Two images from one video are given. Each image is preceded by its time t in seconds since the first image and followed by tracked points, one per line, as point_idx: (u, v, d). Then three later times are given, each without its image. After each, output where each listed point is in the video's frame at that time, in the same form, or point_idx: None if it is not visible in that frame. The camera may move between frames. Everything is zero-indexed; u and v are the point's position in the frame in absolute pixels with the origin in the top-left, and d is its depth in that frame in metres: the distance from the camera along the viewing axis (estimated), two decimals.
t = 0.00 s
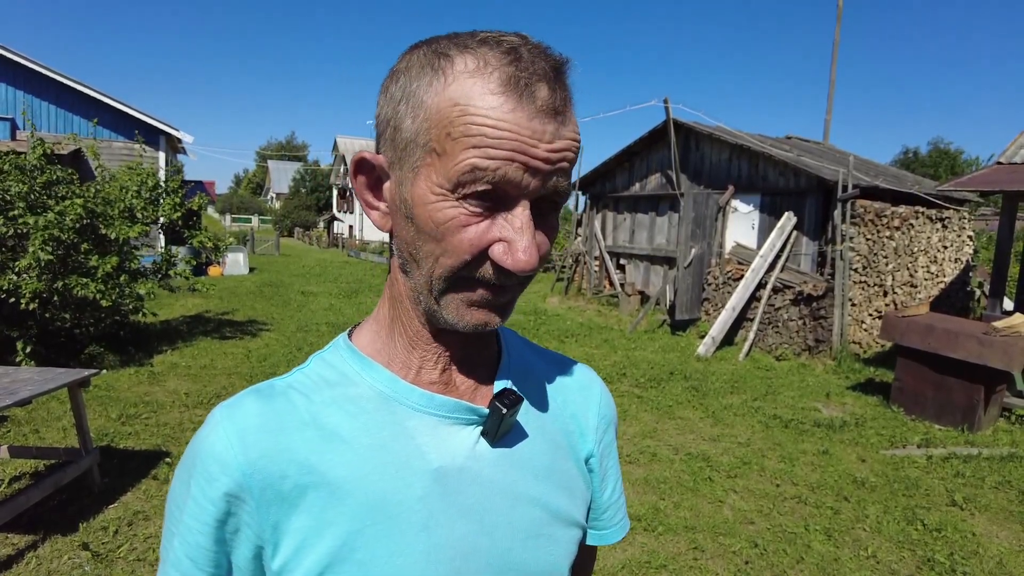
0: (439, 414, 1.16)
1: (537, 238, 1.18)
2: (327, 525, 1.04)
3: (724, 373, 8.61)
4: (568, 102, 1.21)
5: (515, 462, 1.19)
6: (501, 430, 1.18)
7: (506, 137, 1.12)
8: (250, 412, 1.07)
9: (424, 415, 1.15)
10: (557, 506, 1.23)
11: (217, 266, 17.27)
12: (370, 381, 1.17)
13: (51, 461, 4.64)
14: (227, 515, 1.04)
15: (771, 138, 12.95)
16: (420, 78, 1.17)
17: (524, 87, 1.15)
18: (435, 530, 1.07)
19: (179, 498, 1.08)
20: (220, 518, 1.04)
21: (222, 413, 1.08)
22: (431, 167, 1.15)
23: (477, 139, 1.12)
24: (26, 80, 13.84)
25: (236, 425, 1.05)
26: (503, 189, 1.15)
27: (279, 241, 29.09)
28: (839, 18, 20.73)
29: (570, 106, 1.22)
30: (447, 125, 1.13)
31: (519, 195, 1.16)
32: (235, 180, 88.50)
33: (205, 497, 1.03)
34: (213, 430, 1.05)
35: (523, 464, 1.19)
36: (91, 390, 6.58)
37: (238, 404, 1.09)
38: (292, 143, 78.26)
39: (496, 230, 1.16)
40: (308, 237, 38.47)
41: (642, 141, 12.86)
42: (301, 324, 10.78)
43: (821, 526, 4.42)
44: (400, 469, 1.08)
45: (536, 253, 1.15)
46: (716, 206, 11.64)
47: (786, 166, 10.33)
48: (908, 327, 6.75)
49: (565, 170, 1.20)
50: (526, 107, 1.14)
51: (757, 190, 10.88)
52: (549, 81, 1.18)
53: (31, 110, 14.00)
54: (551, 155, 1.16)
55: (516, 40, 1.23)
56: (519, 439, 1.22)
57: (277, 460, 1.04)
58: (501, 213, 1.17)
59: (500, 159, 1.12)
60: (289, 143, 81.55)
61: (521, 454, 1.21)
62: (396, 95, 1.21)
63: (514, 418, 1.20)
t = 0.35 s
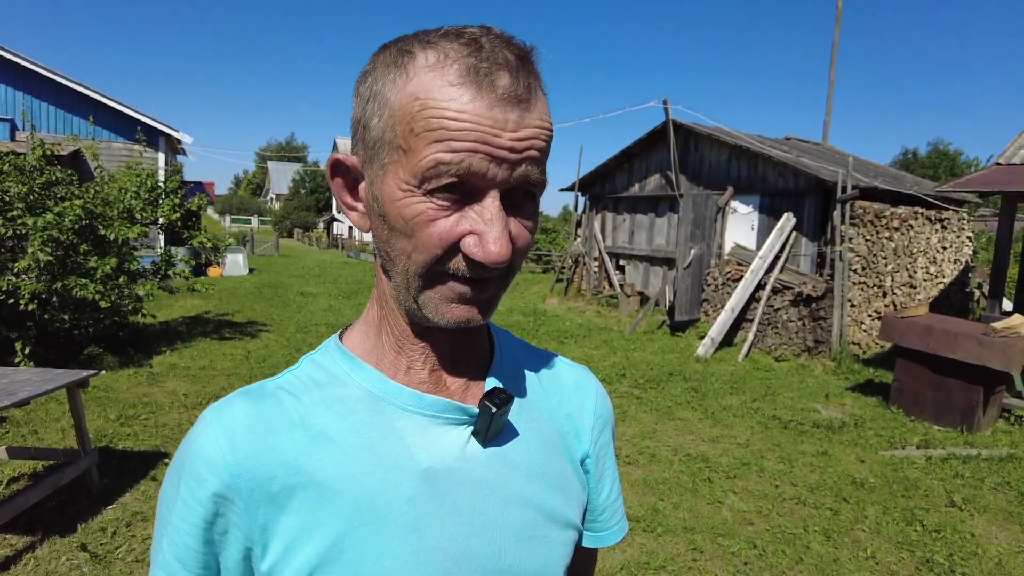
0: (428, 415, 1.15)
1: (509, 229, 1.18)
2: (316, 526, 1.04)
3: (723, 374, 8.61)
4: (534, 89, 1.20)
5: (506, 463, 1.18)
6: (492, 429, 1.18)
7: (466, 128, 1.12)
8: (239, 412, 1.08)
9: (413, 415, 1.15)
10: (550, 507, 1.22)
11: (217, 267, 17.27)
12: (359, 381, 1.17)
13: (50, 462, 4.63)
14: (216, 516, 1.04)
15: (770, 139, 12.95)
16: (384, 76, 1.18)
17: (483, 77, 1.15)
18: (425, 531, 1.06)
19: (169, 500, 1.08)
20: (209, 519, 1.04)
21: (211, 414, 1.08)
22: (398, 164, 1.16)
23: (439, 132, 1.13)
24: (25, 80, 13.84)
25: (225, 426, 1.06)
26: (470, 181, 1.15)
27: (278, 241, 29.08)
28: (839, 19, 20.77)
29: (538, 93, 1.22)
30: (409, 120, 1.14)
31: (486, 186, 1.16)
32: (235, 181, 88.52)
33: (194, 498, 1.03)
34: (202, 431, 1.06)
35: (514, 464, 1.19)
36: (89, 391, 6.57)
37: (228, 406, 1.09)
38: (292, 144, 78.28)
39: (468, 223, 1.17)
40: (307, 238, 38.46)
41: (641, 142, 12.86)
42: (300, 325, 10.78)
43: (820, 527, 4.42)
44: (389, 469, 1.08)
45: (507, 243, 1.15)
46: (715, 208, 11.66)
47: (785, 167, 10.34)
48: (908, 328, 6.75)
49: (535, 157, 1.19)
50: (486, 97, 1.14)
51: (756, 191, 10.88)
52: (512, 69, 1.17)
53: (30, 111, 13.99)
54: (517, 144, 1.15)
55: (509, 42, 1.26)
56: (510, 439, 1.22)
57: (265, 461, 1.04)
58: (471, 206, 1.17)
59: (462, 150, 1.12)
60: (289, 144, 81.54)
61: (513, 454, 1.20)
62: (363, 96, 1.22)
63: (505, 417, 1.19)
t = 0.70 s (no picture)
0: (426, 411, 1.16)
1: (477, 212, 1.17)
2: (313, 524, 1.04)
3: (722, 374, 8.60)
4: (499, 67, 1.19)
5: (506, 461, 1.18)
6: (490, 427, 1.17)
7: (424, 110, 1.13)
8: (235, 408, 1.08)
9: (413, 411, 1.15)
10: (548, 506, 1.21)
11: (216, 268, 17.27)
12: (357, 377, 1.17)
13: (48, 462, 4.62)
14: (210, 513, 1.04)
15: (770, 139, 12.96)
16: (358, 71, 1.22)
17: (442, 58, 1.15)
18: (424, 529, 1.06)
19: (162, 496, 1.08)
20: (203, 517, 1.04)
21: (207, 409, 1.08)
22: (368, 153, 1.19)
23: (399, 117, 1.15)
24: (25, 80, 13.84)
25: (221, 422, 1.05)
26: (432, 163, 1.15)
27: (278, 242, 29.06)
28: (837, 20, 20.82)
29: (505, 72, 1.20)
30: (374, 108, 1.17)
31: (449, 169, 1.16)
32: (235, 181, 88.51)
33: (189, 494, 1.03)
34: (198, 426, 1.06)
35: (513, 462, 1.19)
36: (88, 392, 6.56)
37: (224, 401, 1.09)
38: (292, 145, 78.30)
39: (433, 208, 1.16)
40: (307, 239, 38.45)
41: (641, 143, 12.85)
42: (299, 325, 10.77)
43: (819, 527, 4.42)
44: (388, 466, 1.07)
45: (470, 226, 1.13)
46: (714, 208, 11.66)
47: (785, 167, 10.33)
48: (907, 328, 6.75)
49: (501, 137, 1.17)
50: (443, 78, 1.14)
51: (756, 191, 10.87)
52: (472, 49, 1.17)
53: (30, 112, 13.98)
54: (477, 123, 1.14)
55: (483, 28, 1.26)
56: (510, 437, 1.22)
57: (261, 456, 1.04)
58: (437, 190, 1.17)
59: (419, 133, 1.12)
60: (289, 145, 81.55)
61: (511, 452, 1.20)
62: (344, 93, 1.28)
63: (504, 414, 1.19)
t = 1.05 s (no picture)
0: (408, 415, 1.16)
1: (399, 212, 1.18)
2: (296, 529, 1.04)
3: (721, 375, 8.60)
4: (405, 58, 1.19)
5: (492, 464, 1.18)
6: (473, 430, 1.18)
7: (330, 118, 1.16)
8: (218, 415, 1.08)
9: (395, 416, 1.16)
10: (537, 507, 1.22)
11: (216, 269, 17.26)
12: (338, 383, 1.17)
13: (47, 464, 4.61)
14: (195, 521, 1.05)
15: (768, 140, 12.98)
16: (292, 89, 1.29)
17: (343, 62, 1.18)
18: (408, 534, 1.06)
19: (147, 504, 1.09)
20: (188, 524, 1.04)
21: (191, 417, 1.09)
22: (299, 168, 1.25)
23: (311, 127, 1.19)
24: (24, 81, 13.84)
25: (204, 429, 1.06)
26: (347, 168, 1.18)
27: (277, 243, 29.03)
28: (836, 22, 20.89)
29: (413, 62, 1.20)
30: (295, 124, 1.23)
31: (366, 172, 1.18)
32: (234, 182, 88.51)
33: (172, 501, 1.04)
34: (182, 435, 1.06)
35: (500, 465, 1.19)
36: (87, 393, 6.56)
37: (206, 409, 1.10)
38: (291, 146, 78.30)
39: (357, 212, 1.19)
40: (307, 240, 38.40)
41: (640, 144, 12.84)
42: (298, 326, 10.77)
43: (817, 527, 4.42)
44: (372, 472, 1.08)
45: (389, 227, 1.15)
46: (713, 209, 11.64)
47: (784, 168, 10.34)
48: (905, 329, 6.76)
49: (412, 131, 1.17)
50: (340, 82, 1.17)
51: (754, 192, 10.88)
52: (374, 46, 1.18)
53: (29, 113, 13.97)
54: (381, 121, 1.16)
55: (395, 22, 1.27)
56: (496, 441, 1.22)
57: (242, 464, 1.04)
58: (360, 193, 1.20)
59: (327, 141, 1.16)
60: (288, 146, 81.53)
61: (497, 454, 1.20)
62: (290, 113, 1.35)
63: (486, 417, 1.19)
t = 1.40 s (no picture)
0: (391, 416, 1.16)
1: (381, 224, 1.18)
2: (281, 532, 1.04)
3: (721, 375, 8.58)
4: (386, 64, 1.17)
5: (477, 462, 1.18)
6: (457, 429, 1.17)
7: (307, 127, 1.15)
8: (198, 419, 1.07)
9: (378, 417, 1.15)
10: (524, 502, 1.21)
11: (216, 269, 17.26)
12: (320, 385, 1.16)
13: (46, 464, 4.61)
14: (179, 527, 1.04)
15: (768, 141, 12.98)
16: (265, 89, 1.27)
17: (321, 68, 1.16)
18: (394, 534, 1.05)
19: (131, 510, 1.08)
20: (172, 530, 1.04)
21: (172, 422, 1.08)
22: (276, 174, 1.24)
23: (288, 135, 1.17)
24: (25, 82, 13.85)
25: (185, 435, 1.05)
26: (326, 179, 1.17)
27: (277, 244, 29.03)
28: (835, 24, 20.95)
29: (394, 68, 1.18)
30: (271, 129, 1.21)
31: (346, 183, 1.17)
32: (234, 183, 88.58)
33: (156, 508, 1.04)
34: (163, 441, 1.06)
35: (483, 463, 1.18)
36: (86, 393, 6.56)
37: (188, 413, 1.09)
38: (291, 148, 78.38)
39: (338, 224, 1.18)
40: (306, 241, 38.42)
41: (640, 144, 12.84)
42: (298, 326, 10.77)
43: (816, 528, 4.41)
44: (355, 474, 1.07)
45: (373, 242, 1.15)
46: (713, 209, 11.60)
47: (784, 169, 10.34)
48: (905, 330, 6.75)
49: (395, 142, 1.16)
50: (320, 90, 1.15)
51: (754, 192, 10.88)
52: (353, 51, 1.16)
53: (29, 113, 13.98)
54: (363, 133, 1.14)
55: (374, 21, 1.24)
56: (481, 440, 1.21)
57: (224, 468, 1.03)
58: (341, 204, 1.19)
59: (306, 151, 1.15)
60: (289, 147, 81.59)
61: (480, 451, 1.19)
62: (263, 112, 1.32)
63: (470, 416, 1.18)
